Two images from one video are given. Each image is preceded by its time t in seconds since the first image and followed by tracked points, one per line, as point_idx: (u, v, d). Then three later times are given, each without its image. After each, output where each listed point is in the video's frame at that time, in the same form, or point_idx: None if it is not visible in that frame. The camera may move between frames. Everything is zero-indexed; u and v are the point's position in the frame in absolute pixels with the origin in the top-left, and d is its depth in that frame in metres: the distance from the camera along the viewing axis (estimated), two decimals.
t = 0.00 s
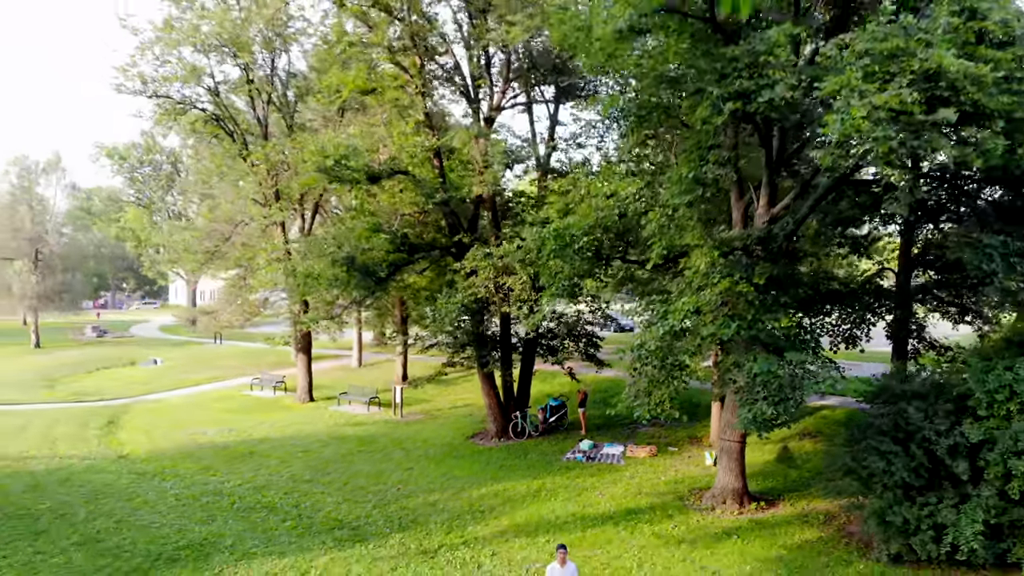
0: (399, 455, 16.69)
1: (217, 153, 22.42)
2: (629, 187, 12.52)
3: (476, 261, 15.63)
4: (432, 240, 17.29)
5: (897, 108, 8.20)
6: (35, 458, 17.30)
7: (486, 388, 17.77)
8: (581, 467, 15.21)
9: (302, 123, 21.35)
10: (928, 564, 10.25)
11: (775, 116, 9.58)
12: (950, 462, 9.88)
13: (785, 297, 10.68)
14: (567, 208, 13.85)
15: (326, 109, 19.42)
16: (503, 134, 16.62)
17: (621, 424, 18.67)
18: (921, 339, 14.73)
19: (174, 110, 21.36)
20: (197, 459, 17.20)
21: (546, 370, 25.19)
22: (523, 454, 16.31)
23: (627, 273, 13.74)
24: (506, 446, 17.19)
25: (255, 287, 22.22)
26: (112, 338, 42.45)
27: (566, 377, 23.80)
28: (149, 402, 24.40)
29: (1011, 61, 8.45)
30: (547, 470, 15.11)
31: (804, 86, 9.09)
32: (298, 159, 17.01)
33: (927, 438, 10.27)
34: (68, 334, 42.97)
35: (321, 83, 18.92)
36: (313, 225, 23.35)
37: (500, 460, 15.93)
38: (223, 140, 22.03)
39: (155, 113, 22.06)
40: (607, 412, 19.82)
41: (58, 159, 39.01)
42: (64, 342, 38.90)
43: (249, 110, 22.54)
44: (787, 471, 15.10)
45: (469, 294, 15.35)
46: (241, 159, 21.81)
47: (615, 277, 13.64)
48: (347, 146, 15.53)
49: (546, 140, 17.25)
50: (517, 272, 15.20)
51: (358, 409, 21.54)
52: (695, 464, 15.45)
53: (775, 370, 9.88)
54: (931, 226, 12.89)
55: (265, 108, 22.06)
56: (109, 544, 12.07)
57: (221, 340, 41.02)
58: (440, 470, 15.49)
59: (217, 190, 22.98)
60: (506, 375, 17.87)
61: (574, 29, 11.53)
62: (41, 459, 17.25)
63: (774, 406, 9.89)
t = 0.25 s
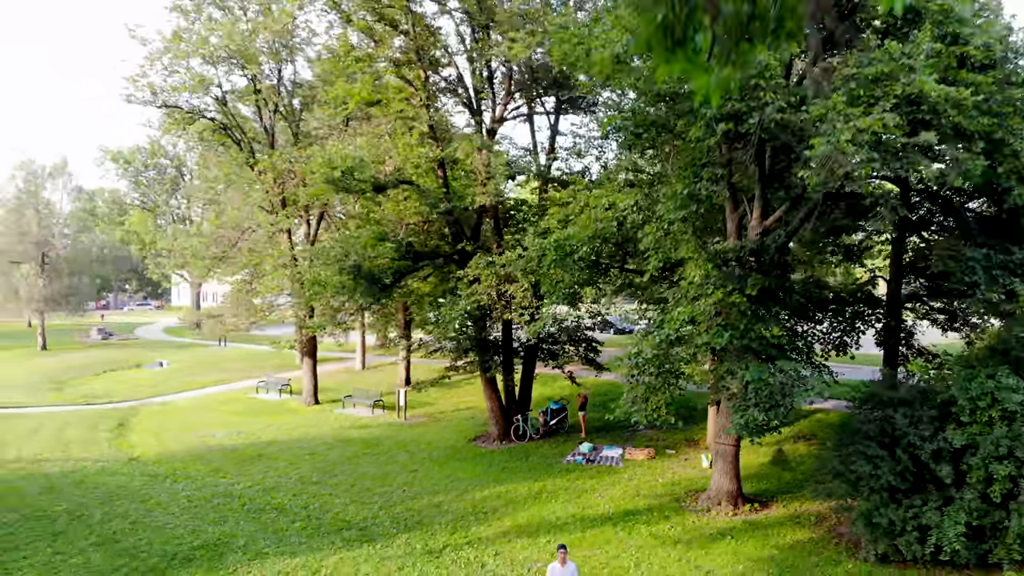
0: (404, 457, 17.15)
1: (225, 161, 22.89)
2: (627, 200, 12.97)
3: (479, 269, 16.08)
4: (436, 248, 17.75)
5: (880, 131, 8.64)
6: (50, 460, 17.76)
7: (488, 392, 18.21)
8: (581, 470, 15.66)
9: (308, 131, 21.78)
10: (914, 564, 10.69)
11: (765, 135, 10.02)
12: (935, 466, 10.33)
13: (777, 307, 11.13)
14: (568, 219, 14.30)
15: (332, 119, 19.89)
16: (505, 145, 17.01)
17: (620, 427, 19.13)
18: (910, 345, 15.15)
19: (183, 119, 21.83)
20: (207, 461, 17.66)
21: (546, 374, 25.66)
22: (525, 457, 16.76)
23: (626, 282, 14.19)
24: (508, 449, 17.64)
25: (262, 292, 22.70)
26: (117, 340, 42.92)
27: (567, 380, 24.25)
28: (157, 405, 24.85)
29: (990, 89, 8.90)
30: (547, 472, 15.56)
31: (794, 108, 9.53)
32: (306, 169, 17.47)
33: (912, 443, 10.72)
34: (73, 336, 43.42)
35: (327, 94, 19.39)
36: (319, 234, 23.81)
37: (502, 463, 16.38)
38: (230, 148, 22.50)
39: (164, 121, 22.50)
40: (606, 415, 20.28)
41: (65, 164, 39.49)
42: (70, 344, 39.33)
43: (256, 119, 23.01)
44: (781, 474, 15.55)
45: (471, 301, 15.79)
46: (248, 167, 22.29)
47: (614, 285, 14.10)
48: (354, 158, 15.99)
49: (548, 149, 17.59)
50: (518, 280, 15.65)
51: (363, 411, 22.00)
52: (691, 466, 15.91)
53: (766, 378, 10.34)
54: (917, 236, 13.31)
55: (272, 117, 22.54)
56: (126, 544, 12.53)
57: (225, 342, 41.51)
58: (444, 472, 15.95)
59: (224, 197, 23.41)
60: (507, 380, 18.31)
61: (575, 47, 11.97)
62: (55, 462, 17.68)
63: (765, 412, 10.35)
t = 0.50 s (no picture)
0: (409, 460, 17.68)
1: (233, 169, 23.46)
2: (625, 213, 13.51)
3: (482, 278, 16.61)
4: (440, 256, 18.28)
5: (863, 155, 9.16)
6: (65, 463, 18.29)
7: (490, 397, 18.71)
8: (581, 472, 16.18)
9: (314, 141, 22.35)
10: (899, 564, 11.20)
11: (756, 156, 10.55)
12: (918, 471, 10.83)
13: (767, 317, 11.66)
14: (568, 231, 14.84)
15: (338, 130, 20.45)
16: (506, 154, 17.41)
17: (618, 430, 19.66)
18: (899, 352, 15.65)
19: (193, 129, 22.40)
20: (218, 464, 18.19)
21: (547, 377, 26.19)
22: (526, 460, 17.28)
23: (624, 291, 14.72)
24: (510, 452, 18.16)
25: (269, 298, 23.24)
26: (122, 342, 43.48)
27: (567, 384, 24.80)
28: (165, 408, 25.39)
29: (969, 116, 9.40)
30: (548, 475, 16.09)
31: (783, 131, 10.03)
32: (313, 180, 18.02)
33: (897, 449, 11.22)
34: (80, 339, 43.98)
35: (333, 106, 19.96)
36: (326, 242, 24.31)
37: (504, 466, 16.90)
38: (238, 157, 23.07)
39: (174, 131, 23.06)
40: (605, 418, 20.82)
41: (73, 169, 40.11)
42: (78, 347, 39.89)
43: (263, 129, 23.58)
44: (774, 476, 16.08)
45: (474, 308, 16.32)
46: (256, 176, 22.85)
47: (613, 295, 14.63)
48: (361, 170, 16.53)
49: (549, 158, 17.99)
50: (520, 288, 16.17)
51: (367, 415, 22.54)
52: (688, 469, 16.43)
53: (757, 387, 10.87)
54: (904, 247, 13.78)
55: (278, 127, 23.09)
56: (144, 545, 13.05)
57: (229, 345, 42.06)
58: (448, 474, 16.47)
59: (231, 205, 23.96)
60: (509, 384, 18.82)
61: (576, 69, 12.48)
62: (70, 464, 18.21)
63: (756, 419, 10.88)
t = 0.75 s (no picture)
0: (413, 463, 18.13)
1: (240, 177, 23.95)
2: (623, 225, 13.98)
3: (485, 286, 17.08)
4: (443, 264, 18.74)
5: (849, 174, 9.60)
6: (78, 466, 18.77)
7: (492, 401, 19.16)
8: (580, 475, 16.63)
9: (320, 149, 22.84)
10: (887, 564, 11.62)
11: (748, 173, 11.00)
12: (904, 475, 11.24)
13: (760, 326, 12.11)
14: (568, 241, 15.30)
15: (343, 139, 20.94)
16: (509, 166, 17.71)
17: (618, 433, 20.11)
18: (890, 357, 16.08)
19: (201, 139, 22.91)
20: (227, 466, 18.66)
21: (547, 380, 26.65)
22: (528, 462, 17.73)
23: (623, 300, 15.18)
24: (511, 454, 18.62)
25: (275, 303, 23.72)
26: (128, 345, 44.02)
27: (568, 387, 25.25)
28: (174, 411, 25.87)
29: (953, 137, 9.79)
30: (549, 477, 16.54)
31: (775, 150, 10.43)
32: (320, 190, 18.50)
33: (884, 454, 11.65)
34: (86, 341, 44.46)
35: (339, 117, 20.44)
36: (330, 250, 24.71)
37: (507, 468, 17.36)
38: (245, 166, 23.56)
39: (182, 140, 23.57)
40: (605, 422, 21.27)
41: (79, 174, 40.69)
42: (85, 350, 40.43)
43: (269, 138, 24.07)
44: (769, 478, 16.54)
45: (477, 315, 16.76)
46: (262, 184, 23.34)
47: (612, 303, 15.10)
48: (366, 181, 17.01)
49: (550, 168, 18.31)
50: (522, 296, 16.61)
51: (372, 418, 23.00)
52: (685, 472, 16.88)
53: (750, 394, 11.33)
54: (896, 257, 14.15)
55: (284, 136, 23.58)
56: (159, 545, 13.52)
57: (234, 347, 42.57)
58: (451, 477, 16.93)
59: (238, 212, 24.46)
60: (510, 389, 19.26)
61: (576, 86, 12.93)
62: (83, 467, 18.69)
63: (748, 425, 11.35)
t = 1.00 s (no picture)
0: (418, 466, 18.67)
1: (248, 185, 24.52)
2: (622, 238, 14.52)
3: (488, 294, 17.62)
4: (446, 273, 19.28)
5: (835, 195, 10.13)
6: (91, 469, 19.30)
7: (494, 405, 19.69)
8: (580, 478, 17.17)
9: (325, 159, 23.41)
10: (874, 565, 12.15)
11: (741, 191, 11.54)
12: (890, 479, 11.77)
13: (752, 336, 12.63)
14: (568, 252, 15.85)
15: (349, 150, 21.50)
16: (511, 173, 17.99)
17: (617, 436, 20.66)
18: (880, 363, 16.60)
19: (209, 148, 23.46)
20: (236, 469, 19.19)
21: (547, 384, 27.22)
22: (529, 465, 18.27)
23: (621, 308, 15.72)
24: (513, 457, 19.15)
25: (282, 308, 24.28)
26: (134, 347, 44.60)
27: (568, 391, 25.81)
28: (182, 414, 26.42)
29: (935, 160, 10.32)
30: (550, 480, 17.08)
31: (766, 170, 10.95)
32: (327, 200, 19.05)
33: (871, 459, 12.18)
34: (91, 344, 45.01)
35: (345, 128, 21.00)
36: (335, 254, 25.49)
37: (509, 471, 17.89)
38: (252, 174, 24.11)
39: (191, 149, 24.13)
40: (604, 425, 21.83)
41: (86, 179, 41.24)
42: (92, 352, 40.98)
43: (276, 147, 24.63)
44: (763, 481, 17.08)
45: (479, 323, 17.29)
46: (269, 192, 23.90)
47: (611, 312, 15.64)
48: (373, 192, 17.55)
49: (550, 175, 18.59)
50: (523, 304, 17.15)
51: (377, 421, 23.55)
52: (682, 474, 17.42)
53: (742, 402, 11.87)
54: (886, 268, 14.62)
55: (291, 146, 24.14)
56: (174, 547, 14.04)
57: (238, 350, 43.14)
58: (455, 480, 17.46)
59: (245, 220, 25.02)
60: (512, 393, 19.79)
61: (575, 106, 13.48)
62: (97, 470, 19.23)
63: (740, 431, 11.89)
